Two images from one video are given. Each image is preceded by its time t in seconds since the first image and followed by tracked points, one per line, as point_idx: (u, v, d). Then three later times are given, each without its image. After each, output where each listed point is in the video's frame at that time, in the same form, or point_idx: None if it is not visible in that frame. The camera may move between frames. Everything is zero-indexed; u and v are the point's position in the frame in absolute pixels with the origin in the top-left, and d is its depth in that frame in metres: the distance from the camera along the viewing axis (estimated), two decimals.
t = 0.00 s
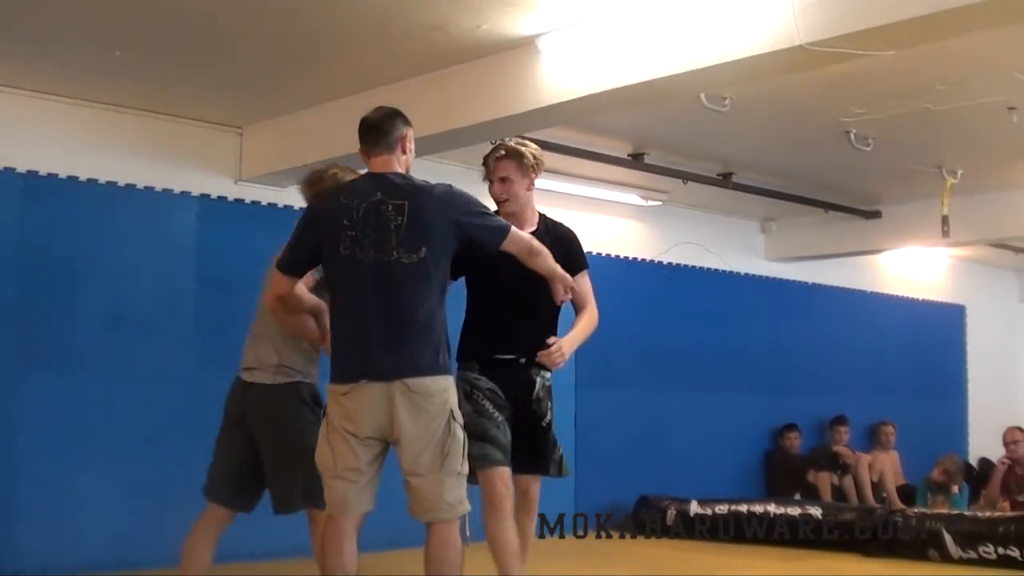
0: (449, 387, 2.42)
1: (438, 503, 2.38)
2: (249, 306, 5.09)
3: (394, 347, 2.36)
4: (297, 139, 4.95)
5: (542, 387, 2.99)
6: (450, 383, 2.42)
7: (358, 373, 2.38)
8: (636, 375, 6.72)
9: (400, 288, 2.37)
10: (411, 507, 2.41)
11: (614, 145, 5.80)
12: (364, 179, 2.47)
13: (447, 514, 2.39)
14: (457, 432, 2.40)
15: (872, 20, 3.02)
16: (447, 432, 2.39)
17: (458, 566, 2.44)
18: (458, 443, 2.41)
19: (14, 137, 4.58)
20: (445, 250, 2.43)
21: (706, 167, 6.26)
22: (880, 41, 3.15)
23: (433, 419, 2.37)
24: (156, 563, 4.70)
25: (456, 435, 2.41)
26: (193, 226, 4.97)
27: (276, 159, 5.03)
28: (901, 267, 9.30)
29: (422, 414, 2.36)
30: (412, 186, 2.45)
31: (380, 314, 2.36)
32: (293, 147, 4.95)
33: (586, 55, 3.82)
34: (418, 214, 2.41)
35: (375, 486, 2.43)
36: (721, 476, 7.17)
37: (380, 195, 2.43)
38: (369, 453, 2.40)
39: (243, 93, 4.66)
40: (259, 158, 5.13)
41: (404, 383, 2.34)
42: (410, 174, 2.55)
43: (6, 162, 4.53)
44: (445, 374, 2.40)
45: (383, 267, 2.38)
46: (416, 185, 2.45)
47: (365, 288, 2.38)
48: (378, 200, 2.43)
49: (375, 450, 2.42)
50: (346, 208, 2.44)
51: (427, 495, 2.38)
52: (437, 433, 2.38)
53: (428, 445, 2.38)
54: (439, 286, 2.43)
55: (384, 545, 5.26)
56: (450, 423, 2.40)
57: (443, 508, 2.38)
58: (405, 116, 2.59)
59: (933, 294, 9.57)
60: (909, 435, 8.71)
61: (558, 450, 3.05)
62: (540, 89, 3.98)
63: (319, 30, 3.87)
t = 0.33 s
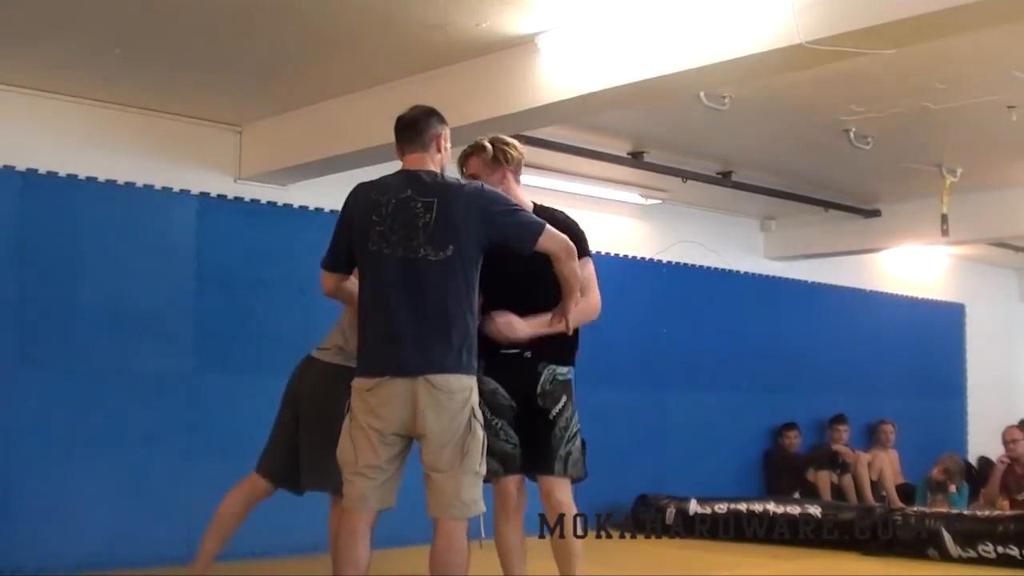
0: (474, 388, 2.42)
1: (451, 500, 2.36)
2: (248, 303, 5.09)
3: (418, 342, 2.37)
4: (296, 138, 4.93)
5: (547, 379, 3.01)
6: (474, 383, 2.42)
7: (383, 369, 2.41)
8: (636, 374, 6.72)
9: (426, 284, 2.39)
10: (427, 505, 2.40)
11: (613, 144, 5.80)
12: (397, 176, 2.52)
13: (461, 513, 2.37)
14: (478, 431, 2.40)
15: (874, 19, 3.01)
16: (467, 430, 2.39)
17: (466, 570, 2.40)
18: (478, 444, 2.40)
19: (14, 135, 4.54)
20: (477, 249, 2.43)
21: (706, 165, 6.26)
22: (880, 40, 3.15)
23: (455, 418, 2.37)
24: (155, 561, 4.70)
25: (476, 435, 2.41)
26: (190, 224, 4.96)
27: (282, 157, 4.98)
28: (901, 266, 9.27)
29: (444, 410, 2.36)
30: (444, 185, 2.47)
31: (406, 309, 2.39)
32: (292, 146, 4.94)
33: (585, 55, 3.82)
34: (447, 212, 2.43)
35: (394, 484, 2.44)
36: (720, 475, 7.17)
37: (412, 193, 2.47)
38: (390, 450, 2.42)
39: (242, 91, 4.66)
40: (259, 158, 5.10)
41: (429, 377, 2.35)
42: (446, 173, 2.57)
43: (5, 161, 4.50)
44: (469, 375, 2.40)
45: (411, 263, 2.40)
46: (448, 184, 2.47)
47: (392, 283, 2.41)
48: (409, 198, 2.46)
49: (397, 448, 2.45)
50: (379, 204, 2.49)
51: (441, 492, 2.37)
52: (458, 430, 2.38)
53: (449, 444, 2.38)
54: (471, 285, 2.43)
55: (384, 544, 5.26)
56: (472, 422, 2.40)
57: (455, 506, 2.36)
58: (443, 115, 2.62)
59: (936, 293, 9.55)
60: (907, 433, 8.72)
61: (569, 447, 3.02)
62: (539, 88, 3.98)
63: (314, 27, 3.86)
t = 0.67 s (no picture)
0: (475, 388, 2.42)
1: (443, 498, 2.35)
2: (238, 299, 5.08)
3: (418, 342, 2.37)
4: (286, 134, 4.92)
5: (535, 371, 3.04)
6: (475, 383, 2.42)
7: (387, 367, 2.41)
8: (624, 371, 6.72)
9: (427, 283, 2.39)
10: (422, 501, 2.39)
11: (604, 142, 5.80)
12: (408, 173, 2.53)
13: (454, 512, 2.36)
14: (476, 430, 2.39)
15: (862, 19, 3.02)
16: (465, 428, 2.39)
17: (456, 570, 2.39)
18: (475, 443, 2.40)
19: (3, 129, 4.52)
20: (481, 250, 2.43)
21: (696, 164, 6.26)
22: (871, 39, 3.15)
23: (454, 415, 2.37)
24: (141, 556, 4.70)
25: (474, 434, 2.40)
26: (179, 220, 4.95)
27: (272, 152, 4.97)
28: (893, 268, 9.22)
29: (443, 408, 2.36)
30: (452, 184, 2.47)
31: (408, 309, 2.39)
32: (282, 143, 4.93)
33: (576, 53, 3.82)
34: (452, 211, 2.43)
35: (394, 481, 2.44)
36: (708, 473, 7.18)
37: (420, 191, 2.48)
38: (392, 447, 2.42)
39: (231, 86, 4.65)
40: (249, 154, 5.09)
41: (428, 375, 2.35)
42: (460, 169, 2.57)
43: None
44: (469, 374, 2.40)
45: (414, 263, 2.41)
46: (455, 182, 2.47)
47: (397, 281, 2.42)
48: (417, 195, 2.47)
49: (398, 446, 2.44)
50: (389, 202, 2.50)
51: (435, 489, 2.36)
52: (456, 428, 2.38)
53: (446, 440, 2.37)
54: (474, 285, 2.43)
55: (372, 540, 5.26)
56: (469, 420, 2.39)
57: (447, 504, 2.35)
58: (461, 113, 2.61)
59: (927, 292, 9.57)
60: (895, 431, 8.74)
61: (558, 439, 3.01)
62: (528, 86, 3.98)
63: (304, 23, 3.86)
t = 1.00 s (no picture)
0: (473, 389, 2.42)
1: (438, 498, 2.35)
2: (230, 298, 5.08)
3: (406, 348, 2.38)
4: (278, 133, 4.92)
5: (525, 363, 2.93)
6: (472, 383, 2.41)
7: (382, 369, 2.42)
8: (615, 371, 6.73)
9: (416, 288, 2.39)
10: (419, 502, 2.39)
11: (595, 142, 5.80)
12: (402, 172, 2.52)
13: (449, 512, 2.36)
14: (472, 430, 2.39)
15: (855, 19, 3.02)
16: (461, 428, 2.38)
17: (449, 569, 2.39)
18: (471, 444, 2.40)
19: None
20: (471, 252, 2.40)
21: (688, 164, 6.27)
22: (863, 39, 3.15)
23: (448, 415, 2.37)
24: (133, 556, 4.70)
25: (471, 434, 2.40)
26: (171, 219, 4.95)
27: (264, 151, 4.96)
28: (885, 268, 9.25)
29: (438, 409, 2.36)
30: (442, 183, 2.45)
31: (398, 314, 2.40)
32: (274, 142, 4.93)
33: (568, 52, 3.82)
34: (440, 213, 2.41)
35: (394, 480, 2.45)
36: (698, 473, 7.19)
37: (412, 191, 2.46)
38: (391, 449, 2.43)
39: (224, 85, 4.65)
40: (241, 153, 5.08)
41: (422, 376, 2.36)
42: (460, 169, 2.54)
43: None
44: (464, 376, 2.39)
45: (404, 267, 2.41)
46: (447, 182, 2.45)
47: (388, 285, 2.43)
48: (408, 196, 2.46)
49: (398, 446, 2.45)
50: (382, 203, 2.50)
51: (430, 489, 2.37)
52: (452, 429, 2.37)
53: (442, 439, 2.37)
54: (465, 288, 2.41)
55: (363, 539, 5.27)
56: (466, 420, 2.38)
57: (441, 503, 2.36)
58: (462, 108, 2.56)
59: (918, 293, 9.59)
60: (886, 432, 8.76)
61: (539, 428, 2.89)
62: (521, 86, 3.98)
63: (297, 22, 3.86)
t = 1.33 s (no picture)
0: (467, 389, 2.39)
1: (431, 501, 2.34)
2: (226, 298, 5.08)
3: (391, 345, 2.39)
4: (273, 133, 4.92)
5: (532, 375, 2.84)
6: (462, 381, 2.38)
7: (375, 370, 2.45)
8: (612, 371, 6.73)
9: (399, 284, 2.41)
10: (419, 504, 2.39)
11: (592, 142, 5.81)
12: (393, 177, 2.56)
13: (442, 513, 2.34)
14: (462, 430, 2.36)
15: (849, 20, 3.03)
16: (451, 429, 2.36)
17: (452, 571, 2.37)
18: (464, 445, 2.36)
19: None
20: (452, 241, 2.40)
21: (685, 164, 6.27)
22: (858, 40, 3.16)
23: (436, 415, 2.35)
24: (130, 555, 4.70)
25: (464, 434, 2.37)
26: (168, 218, 4.96)
27: (261, 150, 4.96)
28: (882, 267, 9.25)
29: (424, 410, 2.35)
30: (422, 179, 2.47)
31: (384, 311, 2.43)
32: (269, 141, 4.93)
33: (565, 53, 3.82)
34: (418, 208, 2.43)
35: (400, 482, 2.46)
36: (695, 473, 7.20)
37: (396, 191, 2.50)
38: (392, 450, 2.44)
39: (220, 85, 4.65)
40: (237, 153, 5.08)
41: (407, 375, 2.36)
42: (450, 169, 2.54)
43: None
44: (454, 374, 2.37)
45: (388, 265, 2.44)
46: (427, 177, 2.47)
47: (376, 285, 2.46)
48: (393, 195, 2.49)
49: (400, 446, 2.45)
50: (371, 210, 2.54)
51: (425, 491, 2.36)
52: (440, 430, 2.36)
53: (434, 440, 2.36)
54: (449, 278, 2.40)
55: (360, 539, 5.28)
56: (455, 420, 2.36)
57: (435, 506, 2.34)
58: (455, 109, 2.57)
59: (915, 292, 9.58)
60: (882, 432, 8.77)
61: (532, 446, 2.80)
62: (517, 86, 3.98)
63: (293, 22, 3.86)
